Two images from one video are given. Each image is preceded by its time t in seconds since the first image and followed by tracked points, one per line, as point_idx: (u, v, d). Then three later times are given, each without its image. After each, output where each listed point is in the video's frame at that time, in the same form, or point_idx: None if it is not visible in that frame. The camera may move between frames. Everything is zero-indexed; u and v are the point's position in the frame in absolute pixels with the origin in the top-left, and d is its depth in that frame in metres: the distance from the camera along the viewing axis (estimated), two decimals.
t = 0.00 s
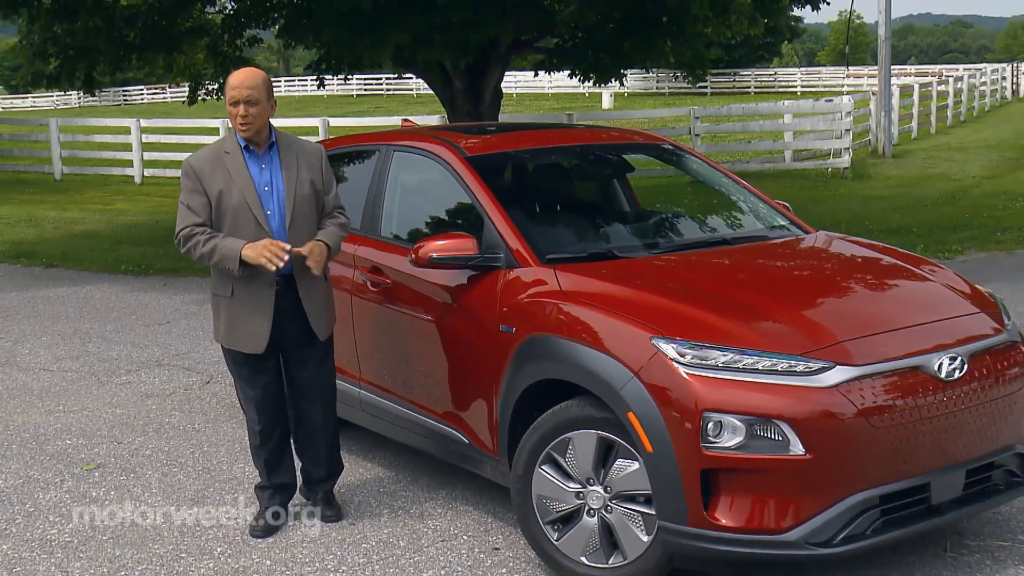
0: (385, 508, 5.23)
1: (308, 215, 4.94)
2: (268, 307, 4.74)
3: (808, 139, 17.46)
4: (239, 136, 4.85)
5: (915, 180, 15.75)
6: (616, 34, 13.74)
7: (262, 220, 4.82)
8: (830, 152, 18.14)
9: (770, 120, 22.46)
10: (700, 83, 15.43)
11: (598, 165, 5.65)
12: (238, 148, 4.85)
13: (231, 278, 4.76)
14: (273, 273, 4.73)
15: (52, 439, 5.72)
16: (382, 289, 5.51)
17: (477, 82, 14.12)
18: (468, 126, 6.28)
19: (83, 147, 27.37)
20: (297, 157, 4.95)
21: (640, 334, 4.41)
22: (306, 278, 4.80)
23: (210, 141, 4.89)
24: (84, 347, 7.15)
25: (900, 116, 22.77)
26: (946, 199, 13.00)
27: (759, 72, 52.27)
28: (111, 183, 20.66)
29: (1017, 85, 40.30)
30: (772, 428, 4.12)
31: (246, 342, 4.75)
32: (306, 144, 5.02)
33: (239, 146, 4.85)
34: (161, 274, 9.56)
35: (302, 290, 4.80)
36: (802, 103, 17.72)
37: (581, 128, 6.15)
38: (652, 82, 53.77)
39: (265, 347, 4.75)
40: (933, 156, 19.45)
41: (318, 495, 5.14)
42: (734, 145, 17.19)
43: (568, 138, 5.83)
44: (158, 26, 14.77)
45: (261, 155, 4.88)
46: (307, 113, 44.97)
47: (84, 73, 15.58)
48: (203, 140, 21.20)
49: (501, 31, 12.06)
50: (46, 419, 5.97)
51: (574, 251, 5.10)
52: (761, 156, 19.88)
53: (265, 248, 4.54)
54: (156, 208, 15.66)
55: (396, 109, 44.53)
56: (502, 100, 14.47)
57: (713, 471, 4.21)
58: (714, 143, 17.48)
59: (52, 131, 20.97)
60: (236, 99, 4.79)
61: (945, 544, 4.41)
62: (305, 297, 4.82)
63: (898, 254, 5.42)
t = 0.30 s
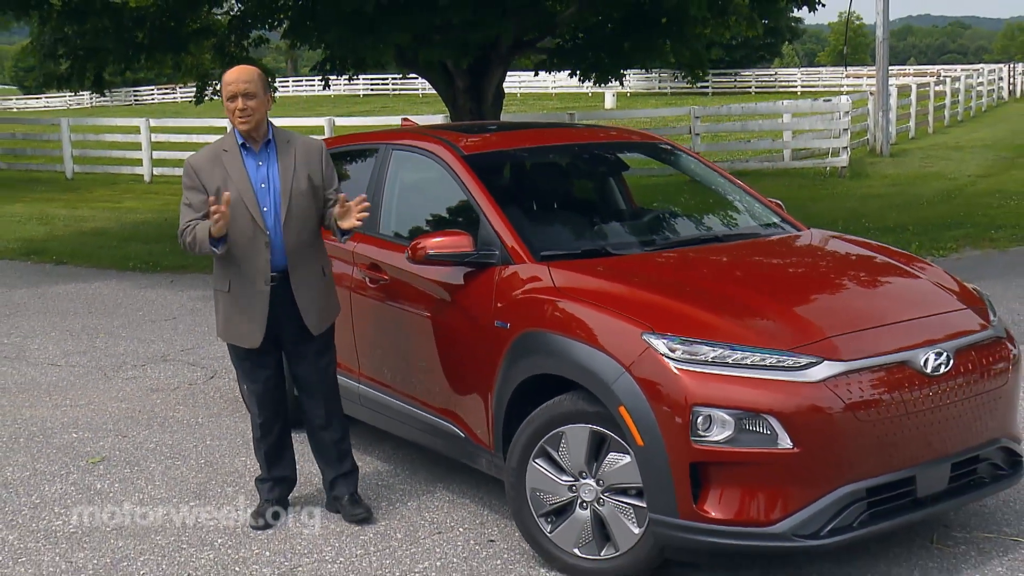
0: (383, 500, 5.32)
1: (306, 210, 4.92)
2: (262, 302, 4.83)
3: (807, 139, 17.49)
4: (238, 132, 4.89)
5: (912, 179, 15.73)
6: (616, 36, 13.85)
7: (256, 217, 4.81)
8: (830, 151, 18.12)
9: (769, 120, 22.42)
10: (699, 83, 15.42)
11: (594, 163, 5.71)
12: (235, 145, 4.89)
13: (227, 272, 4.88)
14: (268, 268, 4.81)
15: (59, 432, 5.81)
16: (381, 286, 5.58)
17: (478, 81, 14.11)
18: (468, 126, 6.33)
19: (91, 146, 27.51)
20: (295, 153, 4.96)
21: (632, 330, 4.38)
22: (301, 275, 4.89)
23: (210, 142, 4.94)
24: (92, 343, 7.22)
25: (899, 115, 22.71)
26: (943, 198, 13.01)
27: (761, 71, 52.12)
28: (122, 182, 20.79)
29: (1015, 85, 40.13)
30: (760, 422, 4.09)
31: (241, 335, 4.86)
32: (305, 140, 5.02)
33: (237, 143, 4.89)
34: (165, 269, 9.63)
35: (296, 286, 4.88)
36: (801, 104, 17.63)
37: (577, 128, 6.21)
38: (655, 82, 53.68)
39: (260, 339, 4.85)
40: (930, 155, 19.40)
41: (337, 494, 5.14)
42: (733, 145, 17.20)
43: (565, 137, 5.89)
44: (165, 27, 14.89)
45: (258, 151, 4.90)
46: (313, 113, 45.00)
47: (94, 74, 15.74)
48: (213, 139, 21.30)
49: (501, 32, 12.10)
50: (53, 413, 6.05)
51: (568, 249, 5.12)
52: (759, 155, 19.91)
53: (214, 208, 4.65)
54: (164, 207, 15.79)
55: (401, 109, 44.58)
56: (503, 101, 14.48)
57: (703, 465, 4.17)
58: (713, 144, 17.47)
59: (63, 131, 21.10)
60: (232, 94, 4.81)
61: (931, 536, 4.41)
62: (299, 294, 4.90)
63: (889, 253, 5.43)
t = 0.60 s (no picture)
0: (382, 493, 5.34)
1: (318, 205, 4.91)
2: (276, 297, 4.83)
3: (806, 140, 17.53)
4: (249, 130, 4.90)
5: (911, 178, 15.67)
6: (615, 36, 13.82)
7: (268, 213, 4.82)
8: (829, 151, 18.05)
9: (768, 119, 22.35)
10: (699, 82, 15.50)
11: (591, 162, 5.72)
12: (246, 144, 4.89)
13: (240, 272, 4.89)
14: (280, 261, 4.82)
15: (65, 426, 5.87)
16: (380, 284, 5.60)
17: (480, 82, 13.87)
18: (469, 124, 6.32)
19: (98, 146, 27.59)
20: (306, 149, 4.95)
21: (624, 326, 4.31)
22: (312, 268, 4.87)
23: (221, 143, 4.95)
24: (99, 339, 7.21)
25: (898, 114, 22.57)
26: (941, 196, 12.99)
27: (765, 72, 51.96)
28: (132, 180, 20.87)
29: (1012, 85, 39.88)
30: (750, 417, 4.00)
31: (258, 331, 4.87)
32: (317, 136, 5.01)
33: (248, 141, 4.90)
34: (168, 262, 9.65)
35: (308, 280, 4.86)
36: (801, 103, 17.81)
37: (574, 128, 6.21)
38: (657, 82, 53.34)
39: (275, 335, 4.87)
40: (927, 155, 19.31)
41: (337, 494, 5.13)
42: (733, 145, 17.20)
43: (561, 137, 5.89)
44: (172, 27, 14.67)
45: (268, 148, 4.90)
46: (319, 111, 44.94)
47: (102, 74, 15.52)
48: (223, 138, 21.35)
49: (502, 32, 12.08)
50: (60, 407, 6.09)
51: (562, 246, 5.10)
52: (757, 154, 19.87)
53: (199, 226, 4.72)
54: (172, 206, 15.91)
55: (408, 108, 44.51)
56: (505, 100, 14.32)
57: (693, 458, 4.10)
58: (713, 146, 17.41)
59: (75, 130, 21.19)
60: (245, 92, 4.84)
61: (918, 529, 4.38)
62: (312, 286, 4.88)
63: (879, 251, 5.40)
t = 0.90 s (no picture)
0: (381, 488, 5.31)
1: (336, 205, 4.89)
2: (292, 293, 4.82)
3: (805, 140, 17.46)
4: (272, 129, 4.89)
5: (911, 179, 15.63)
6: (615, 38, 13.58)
7: (286, 210, 4.81)
8: (826, 151, 18.00)
9: (769, 120, 22.31)
10: (698, 84, 15.51)
11: (587, 162, 5.68)
12: (268, 143, 4.89)
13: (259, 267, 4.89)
14: (297, 259, 4.81)
15: (72, 421, 5.93)
16: (381, 281, 5.58)
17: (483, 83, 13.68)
18: (469, 125, 6.32)
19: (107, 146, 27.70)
20: (326, 149, 4.94)
21: (614, 323, 4.18)
22: (330, 266, 4.86)
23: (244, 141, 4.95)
24: (107, 335, 7.24)
25: (896, 116, 22.44)
26: (937, 197, 12.97)
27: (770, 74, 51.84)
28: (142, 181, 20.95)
29: (1008, 87, 39.64)
30: (738, 413, 3.86)
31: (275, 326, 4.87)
32: (336, 138, 5.01)
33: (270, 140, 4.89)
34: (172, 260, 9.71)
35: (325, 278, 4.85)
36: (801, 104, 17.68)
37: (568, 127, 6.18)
38: (659, 84, 52.73)
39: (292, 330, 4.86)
40: (925, 156, 19.25)
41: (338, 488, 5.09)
42: (733, 146, 17.16)
43: (557, 137, 5.87)
44: (181, 30, 14.35)
45: (290, 147, 4.90)
46: (314, 112, 44.76)
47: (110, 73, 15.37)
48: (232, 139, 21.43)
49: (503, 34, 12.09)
50: (67, 403, 6.14)
51: (557, 245, 5.07)
52: (756, 153, 19.83)
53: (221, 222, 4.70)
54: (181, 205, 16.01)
55: (414, 110, 44.42)
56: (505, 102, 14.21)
57: (683, 454, 3.96)
58: (715, 147, 17.23)
59: (85, 132, 21.27)
60: (271, 91, 4.83)
61: (906, 524, 4.27)
62: (330, 283, 4.87)
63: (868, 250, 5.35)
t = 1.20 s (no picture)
0: (378, 485, 5.16)
1: (354, 209, 4.67)
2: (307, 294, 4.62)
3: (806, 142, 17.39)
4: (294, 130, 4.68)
5: (911, 180, 15.56)
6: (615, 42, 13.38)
7: (303, 211, 4.59)
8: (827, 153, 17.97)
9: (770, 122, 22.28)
10: (699, 87, 15.53)
11: (581, 161, 5.54)
12: (289, 143, 4.67)
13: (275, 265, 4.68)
14: (312, 260, 4.60)
15: (77, 419, 5.98)
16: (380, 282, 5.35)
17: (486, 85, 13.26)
18: (471, 128, 6.19)
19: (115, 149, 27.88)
20: (347, 152, 4.72)
21: (607, 322, 4.02)
22: (346, 270, 4.64)
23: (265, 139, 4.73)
24: (113, 334, 7.33)
25: (895, 118, 22.34)
26: (936, 199, 12.88)
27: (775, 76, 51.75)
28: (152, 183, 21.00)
29: (1008, 90, 39.46)
30: (729, 411, 3.70)
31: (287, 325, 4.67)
32: (360, 142, 4.78)
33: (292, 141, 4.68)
34: (177, 260, 9.80)
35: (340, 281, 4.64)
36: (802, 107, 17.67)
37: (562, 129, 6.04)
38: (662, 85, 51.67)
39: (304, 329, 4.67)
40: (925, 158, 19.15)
41: (333, 487, 4.94)
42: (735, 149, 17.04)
43: (554, 138, 5.72)
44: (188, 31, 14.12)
45: (311, 150, 4.68)
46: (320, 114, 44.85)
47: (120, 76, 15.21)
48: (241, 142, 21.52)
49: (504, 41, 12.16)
50: (73, 401, 6.21)
51: (553, 246, 4.93)
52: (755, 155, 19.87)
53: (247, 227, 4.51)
54: (190, 206, 16.10)
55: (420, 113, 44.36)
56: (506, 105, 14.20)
57: (674, 451, 3.79)
58: (716, 148, 17.12)
59: (95, 133, 21.28)
60: (296, 92, 4.62)
61: (895, 520, 4.26)
62: (344, 286, 4.66)
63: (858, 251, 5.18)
